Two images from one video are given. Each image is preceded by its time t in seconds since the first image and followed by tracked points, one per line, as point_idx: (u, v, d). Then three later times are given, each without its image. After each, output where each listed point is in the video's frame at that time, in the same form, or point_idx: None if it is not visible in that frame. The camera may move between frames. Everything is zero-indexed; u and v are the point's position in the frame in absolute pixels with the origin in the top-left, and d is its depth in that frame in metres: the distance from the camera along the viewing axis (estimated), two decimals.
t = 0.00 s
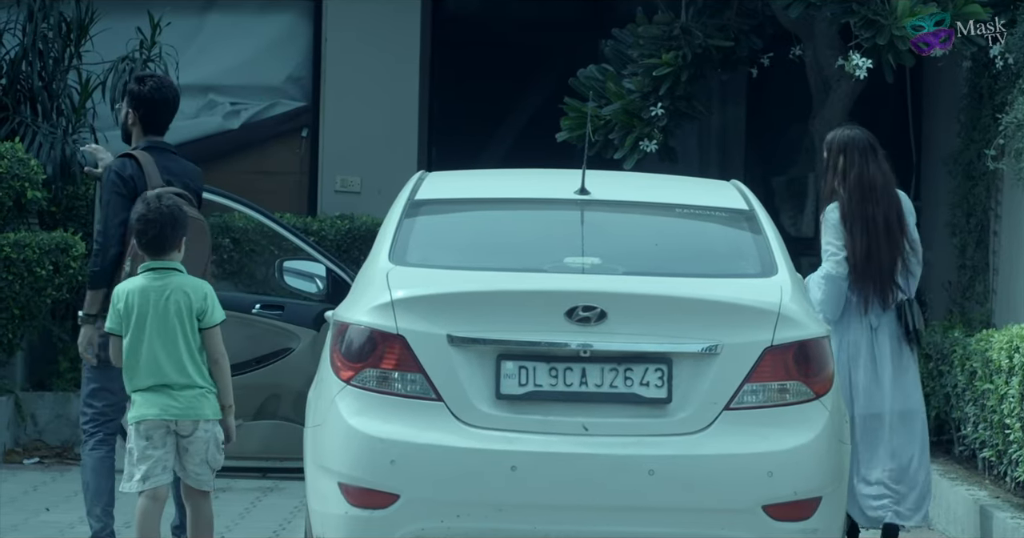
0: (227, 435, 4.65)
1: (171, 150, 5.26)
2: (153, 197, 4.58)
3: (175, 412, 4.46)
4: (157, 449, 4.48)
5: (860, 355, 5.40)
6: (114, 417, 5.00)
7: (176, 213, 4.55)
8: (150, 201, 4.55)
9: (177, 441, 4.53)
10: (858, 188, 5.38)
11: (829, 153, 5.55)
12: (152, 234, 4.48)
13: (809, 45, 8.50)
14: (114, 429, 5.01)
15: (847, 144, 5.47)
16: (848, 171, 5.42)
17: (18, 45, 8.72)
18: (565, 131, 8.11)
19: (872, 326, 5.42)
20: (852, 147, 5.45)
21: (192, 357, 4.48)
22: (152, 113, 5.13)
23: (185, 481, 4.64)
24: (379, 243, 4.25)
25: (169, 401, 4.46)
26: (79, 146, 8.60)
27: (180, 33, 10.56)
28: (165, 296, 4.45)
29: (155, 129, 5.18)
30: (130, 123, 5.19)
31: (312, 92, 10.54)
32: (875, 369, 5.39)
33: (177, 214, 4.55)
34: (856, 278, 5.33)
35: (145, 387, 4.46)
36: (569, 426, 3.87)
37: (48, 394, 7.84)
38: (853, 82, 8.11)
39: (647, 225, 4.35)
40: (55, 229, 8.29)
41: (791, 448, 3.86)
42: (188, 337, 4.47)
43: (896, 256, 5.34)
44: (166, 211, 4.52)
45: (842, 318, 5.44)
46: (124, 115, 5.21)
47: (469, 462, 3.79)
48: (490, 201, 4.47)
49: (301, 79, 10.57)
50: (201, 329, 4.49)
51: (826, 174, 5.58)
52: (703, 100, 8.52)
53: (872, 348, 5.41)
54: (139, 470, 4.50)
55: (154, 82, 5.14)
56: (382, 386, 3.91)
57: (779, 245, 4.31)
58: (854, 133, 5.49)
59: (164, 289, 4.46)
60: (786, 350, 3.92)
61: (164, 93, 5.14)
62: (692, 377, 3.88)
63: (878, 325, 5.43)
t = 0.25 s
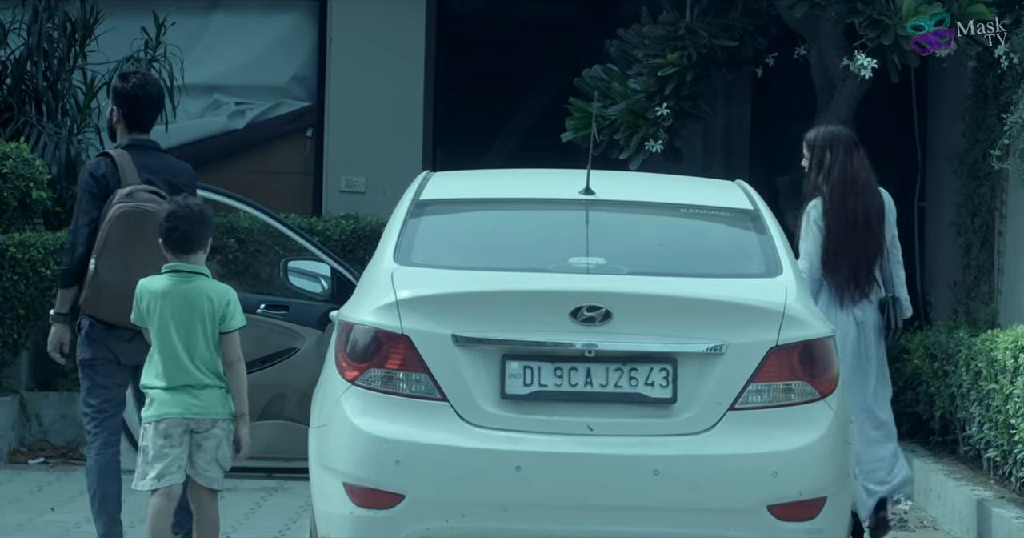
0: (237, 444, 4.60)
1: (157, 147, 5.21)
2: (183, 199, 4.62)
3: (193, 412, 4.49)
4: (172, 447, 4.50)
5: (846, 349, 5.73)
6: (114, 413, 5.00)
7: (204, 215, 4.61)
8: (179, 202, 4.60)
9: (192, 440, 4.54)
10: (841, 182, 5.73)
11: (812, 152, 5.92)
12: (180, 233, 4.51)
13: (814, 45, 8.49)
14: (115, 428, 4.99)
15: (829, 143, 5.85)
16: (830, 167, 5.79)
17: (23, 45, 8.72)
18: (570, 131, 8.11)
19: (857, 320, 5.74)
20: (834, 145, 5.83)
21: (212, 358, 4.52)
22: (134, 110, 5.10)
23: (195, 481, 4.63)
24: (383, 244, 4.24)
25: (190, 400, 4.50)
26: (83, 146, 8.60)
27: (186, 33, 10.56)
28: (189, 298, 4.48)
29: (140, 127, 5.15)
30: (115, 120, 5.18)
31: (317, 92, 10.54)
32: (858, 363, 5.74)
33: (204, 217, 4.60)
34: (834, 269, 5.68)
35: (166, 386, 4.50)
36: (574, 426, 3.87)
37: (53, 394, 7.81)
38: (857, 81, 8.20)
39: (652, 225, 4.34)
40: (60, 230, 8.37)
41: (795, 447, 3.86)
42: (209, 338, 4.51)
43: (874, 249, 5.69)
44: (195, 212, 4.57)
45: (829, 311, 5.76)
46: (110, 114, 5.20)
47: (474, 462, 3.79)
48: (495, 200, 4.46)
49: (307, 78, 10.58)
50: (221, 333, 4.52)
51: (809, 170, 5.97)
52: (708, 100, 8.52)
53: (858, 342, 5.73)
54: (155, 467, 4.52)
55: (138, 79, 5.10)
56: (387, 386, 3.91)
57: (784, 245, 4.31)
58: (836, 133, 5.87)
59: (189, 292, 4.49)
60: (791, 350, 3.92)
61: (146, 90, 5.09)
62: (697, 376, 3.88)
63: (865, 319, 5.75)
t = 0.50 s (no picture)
0: (250, 445, 4.67)
1: (154, 144, 5.18)
2: (207, 200, 4.69)
3: (212, 411, 4.54)
4: (189, 447, 4.56)
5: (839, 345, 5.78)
6: (120, 414, 4.98)
7: (229, 215, 4.68)
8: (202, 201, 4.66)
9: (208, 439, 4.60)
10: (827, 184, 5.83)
11: (798, 152, 6.00)
12: (206, 232, 4.58)
13: (822, 45, 8.49)
14: (123, 430, 4.98)
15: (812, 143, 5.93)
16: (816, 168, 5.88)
17: (31, 45, 8.73)
18: (578, 131, 8.11)
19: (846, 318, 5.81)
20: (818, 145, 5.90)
21: (232, 358, 4.58)
22: (126, 105, 5.06)
23: (206, 480, 4.66)
24: (391, 243, 4.24)
25: (210, 400, 4.55)
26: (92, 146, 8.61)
27: (194, 32, 10.60)
28: (212, 298, 4.54)
29: (138, 122, 5.12)
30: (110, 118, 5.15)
31: (325, 92, 10.54)
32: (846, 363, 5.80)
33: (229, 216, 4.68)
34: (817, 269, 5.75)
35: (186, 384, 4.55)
36: (582, 426, 3.87)
37: (61, 394, 7.84)
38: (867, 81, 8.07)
39: (660, 225, 4.34)
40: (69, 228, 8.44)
41: (804, 447, 3.86)
42: (231, 339, 4.56)
43: (858, 251, 5.77)
44: (220, 213, 4.65)
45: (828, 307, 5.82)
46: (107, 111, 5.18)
47: (482, 462, 3.79)
48: (503, 200, 4.46)
49: (315, 78, 10.59)
50: (244, 335, 4.57)
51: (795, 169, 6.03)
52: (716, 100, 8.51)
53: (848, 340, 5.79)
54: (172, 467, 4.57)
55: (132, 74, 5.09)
56: (395, 385, 3.91)
57: (792, 245, 4.31)
58: (820, 132, 5.95)
59: (215, 293, 4.55)
60: (800, 350, 3.92)
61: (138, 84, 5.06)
62: (705, 376, 3.88)
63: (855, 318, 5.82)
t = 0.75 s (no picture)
0: (263, 446, 4.75)
1: (162, 143, 5.17)
2: (232, 201, 4.73)
3: (229, 413, 4.59)
4: (203, 448, 4.61)
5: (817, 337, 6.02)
6: (125, 414, 4.99)
7: (254, 217, 4.72)
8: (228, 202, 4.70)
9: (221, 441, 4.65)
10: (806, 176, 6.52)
11: (776, 149, 6.62)
12: (234, 234, 4.62)
13: (829, 45, 8.47)
14: (129, 430, 4.99)
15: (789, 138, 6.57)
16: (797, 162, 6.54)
17: (38, 45, 8.73)
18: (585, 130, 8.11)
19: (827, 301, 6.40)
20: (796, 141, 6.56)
21: (250, 360, 4.63)
22: (132, 105, 5.06)
23: (217, 481, 4.71)
24: (398, 243, 4.24)
25: (228, 402, 4.59)
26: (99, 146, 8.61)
27: (201, 32, 10.58)
28: (237, 300, 4.57)
29: (145, 121, 5.12)
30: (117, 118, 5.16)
31: (332, 92, 10.54)
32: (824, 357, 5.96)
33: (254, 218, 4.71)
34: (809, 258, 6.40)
35: (204, 385, 4.58)
36: (589, 426, 3.87)
37: (68, 393, 7.81)
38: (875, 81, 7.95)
39: (667, 224, 4.34)
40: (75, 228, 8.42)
41: (810, 447, 3.86)
42: (251, 341, 4.61)
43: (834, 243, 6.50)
44: (247, 214, 4.68)
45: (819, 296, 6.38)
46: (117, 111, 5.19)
47: (489, 462, 3.80)
48: (510, 200, 4.46)
49: (321, 78, 10.58)
50: (263, 337, 4.63)
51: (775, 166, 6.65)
52: (723, 99, 8.50)
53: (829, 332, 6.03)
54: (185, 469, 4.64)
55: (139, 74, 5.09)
56: (402, 385, 3.91)
57: (799, 244, 4.31)
58: (798, 132, 6.59)
59: (239, 296, 4.58)
60: (807, 350, 3.92)
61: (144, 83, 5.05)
62: (712, 376, 3.88)
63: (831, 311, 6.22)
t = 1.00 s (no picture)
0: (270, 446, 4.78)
1: (176, 142, 5.17)
2: (248, 202, 4.76)
3: (239, 412, 4.62)
4: (210, 445, 4.62)
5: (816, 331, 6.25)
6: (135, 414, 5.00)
7: (269, 218, 4.75)
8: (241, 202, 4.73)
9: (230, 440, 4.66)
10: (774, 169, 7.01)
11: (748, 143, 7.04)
12: (247, 233, 4.65)
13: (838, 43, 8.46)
14: (139, 431, 4.99)
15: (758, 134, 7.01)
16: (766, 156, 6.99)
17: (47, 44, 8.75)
18: (594, 130, 8.11)
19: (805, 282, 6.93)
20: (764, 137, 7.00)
21: (262, 358, 4.68)
22: (145, 104, 5.08)
23: (224, 480, 4.72)
24: (407, 243, 4.24)
25: (239, 400, 4.63)
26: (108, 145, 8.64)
27: (210, 32, 10.62)
28: (255, 298, 4.62)
29: (160, 120, 5.13)
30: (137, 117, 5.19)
31: (341, 92, 10.55)
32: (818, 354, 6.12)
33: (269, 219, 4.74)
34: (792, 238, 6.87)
35: (217, 382, 4.60)
36: (598, 425, 3.87)
37: (76, 393, 7.81)
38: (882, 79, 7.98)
39: (676, 224, 4.34)
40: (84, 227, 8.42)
41: (820, 446, 3.86)
42: (264, 340, 4.66)
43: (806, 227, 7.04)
44: (262, 215, 4.71)
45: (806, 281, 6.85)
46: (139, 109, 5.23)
47: (498, 461, 3.80)
48: (519, 199, 4.46)
49: (330, 78, 10.59)
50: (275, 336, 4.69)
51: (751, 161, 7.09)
52: (732, 99, 8.50)
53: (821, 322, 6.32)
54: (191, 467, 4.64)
55: (153, 74, 5.11)
56: (411, 385, 3.91)
57: (808, 243, 4.30)
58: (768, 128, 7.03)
59: (257, 293, 4.64)
60: (816, 349, 3.92)
61: (156, 82, 5.06)
62: (721, 376, 3.88)
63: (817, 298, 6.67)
